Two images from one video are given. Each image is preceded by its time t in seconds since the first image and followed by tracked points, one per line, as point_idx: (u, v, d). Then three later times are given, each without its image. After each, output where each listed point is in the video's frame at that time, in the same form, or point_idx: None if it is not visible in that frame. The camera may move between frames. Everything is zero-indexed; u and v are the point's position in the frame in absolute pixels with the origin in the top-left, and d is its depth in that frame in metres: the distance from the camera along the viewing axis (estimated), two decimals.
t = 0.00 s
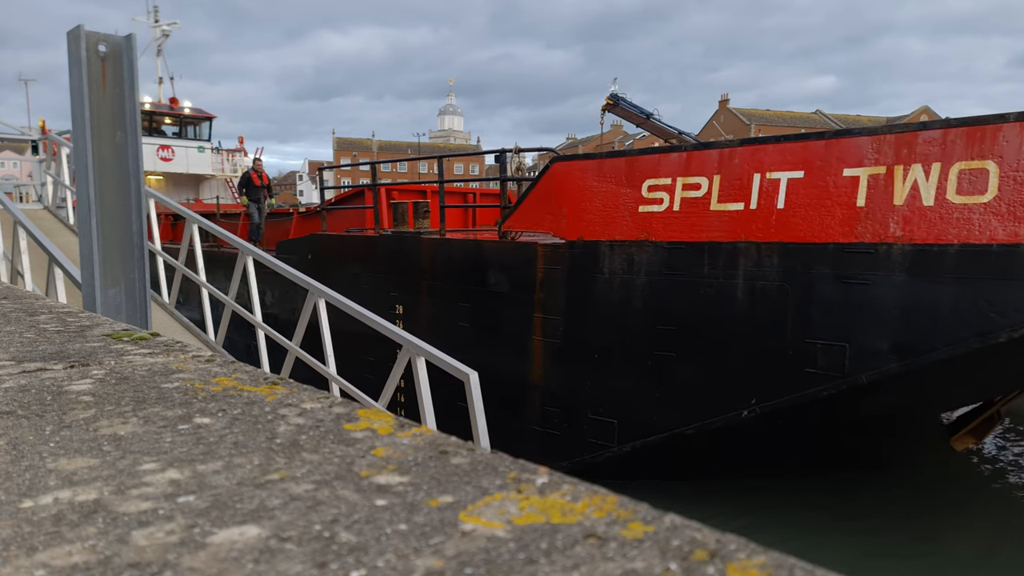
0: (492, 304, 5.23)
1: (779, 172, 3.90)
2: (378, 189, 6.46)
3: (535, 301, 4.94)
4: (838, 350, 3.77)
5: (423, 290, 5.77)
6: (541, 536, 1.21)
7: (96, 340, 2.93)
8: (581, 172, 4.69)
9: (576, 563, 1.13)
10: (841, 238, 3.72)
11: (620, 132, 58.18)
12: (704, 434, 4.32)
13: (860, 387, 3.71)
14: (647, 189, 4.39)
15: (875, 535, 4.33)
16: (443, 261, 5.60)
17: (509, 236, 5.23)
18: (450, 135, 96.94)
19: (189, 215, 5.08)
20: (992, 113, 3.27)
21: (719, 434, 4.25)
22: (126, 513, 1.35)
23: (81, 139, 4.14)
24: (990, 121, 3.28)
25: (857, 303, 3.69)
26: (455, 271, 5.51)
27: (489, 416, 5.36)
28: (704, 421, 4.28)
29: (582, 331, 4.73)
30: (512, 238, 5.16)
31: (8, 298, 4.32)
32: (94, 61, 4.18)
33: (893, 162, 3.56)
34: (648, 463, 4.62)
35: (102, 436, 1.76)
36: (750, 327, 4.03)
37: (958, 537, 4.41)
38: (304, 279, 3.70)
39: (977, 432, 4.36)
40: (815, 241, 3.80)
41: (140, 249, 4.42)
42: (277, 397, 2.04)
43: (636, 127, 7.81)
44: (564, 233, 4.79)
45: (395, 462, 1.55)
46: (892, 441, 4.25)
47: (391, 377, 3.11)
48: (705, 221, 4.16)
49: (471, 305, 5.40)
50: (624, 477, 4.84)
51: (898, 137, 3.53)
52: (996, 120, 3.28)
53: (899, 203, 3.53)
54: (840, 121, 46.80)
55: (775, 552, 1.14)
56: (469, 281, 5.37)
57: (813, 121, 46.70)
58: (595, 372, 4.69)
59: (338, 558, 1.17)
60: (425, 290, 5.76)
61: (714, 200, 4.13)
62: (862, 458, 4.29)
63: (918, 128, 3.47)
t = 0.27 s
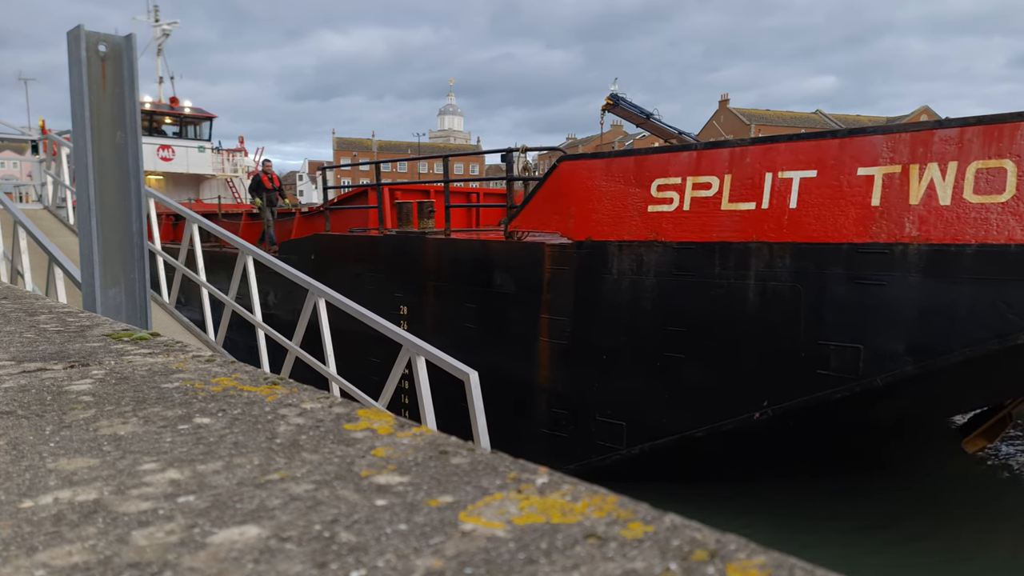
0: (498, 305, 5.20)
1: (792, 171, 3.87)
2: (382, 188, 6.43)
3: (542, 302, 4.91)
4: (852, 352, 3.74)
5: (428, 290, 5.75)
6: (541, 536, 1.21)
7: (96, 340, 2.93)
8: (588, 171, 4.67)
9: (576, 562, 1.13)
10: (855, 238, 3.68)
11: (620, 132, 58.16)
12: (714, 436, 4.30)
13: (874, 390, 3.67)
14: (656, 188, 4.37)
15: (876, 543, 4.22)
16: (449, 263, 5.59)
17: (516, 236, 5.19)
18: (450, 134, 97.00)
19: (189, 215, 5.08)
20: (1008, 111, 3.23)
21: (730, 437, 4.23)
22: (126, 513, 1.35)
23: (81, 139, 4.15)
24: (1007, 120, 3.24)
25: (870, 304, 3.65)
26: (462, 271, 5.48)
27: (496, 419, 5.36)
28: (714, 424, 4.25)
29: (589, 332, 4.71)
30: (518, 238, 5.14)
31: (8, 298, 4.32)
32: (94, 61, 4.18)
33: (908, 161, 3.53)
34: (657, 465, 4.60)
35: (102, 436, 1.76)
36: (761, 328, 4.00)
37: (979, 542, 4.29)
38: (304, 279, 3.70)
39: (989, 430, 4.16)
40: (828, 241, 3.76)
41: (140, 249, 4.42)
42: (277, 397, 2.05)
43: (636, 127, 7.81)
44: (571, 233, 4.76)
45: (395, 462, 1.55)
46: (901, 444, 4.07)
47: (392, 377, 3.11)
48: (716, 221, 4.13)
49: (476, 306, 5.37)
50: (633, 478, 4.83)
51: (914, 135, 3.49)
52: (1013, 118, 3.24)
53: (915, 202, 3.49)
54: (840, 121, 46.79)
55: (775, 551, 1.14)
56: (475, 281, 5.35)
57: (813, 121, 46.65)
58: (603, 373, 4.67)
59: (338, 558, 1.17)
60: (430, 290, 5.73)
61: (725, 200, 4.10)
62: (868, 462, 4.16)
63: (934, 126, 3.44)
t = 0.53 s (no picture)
0: (505, 305, 5.18)
1: (805, 170, 3.86)
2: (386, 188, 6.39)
3: (550, 303, 4.90)
4: (866, 353, 3.72)
5: (433, 291, 5.70)
6: (541, 536, 1.21)
7: (96, 340, 2.93)
8: (597, 170, 4.65)
9: (575, 563, 1.13)
10: (870, 238, 3.67)
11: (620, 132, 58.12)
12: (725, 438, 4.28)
13: (890, 393, 3.65)
14: (666, 188, 4.36)
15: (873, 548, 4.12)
16: (453, 264, 5.56)
17: (523, 235, 5.21)
18: (450, 134, 96.98)
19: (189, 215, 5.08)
20: None
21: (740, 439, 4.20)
22: (126, 513, 1.35)
23: (81, 139, 4.15)
24: None
25: (884, 305, 3.64)
26: (467, 272, 5.45)
27: (504, 421, 5.35)
28: (726, 426, 4.23)
29: (599, 333, 4.69)
30: (525, 238, 5.11)
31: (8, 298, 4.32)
32: (94, 61, 4.18)
33: (924, 160, 3.52)
34: (667, 468, 4.56)
35: (102, 436, 1.76)
36: (772, 330, 3.99)
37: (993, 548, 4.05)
38: (303, 279, 3.70)
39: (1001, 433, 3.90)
40: (842, 241, 3.75)
41: (140, 249, 4.42)
42: (277, 397, 2.05)
43: (635, 127, 7.81)
44: (579, 233, 4.75)
45: (396, 462, 1.55)
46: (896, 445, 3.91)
47: (392, 377, 3.11)
48: (727, 220, 4.12)
49: (483, 307, 5.35)
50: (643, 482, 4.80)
51: (930, 135, 3.49)
52: None
53: (931, 202, 3.49)
54: (841, 121, 46.77)
55: (775, 552, 1.14)
56: (482, 282, 5.32)
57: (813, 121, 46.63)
58: (613, 374, 4.65)
59: (338, 558, 1.17)
60: (434, 291, 5.70)
61: (736, 199, 4.09)
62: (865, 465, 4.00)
63: (951, 125, 3.43)
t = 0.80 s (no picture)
0: (511, 306, 5.10)
1: (818, 169, 3.81)
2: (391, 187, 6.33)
3: (557, 304, 4.81)
4: (881, 355, 3.67)
5: (438, 292, 5.65)
6: (541, 536, 1.21)
7: (96, 340, 2.92)
8: (606, 169, 4.61)
9: (576, 563, 1.13)
10: (885, 238, 3.62)
11: (620, 132, 58.09)
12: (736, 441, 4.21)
13: (906, 394, 3.59)
14: (676, 187, 4.31)
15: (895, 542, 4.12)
16: (459, 263, 5.49)
17: (529, 235, 5.11)
18: (449, 134, 96.92)
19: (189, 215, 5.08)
20: None
21: (752, 442, 4.14)
22: (126, 513, 1.35)
23: (81, 139, 4.14)
24: None
25: (900, 306, 3.58)
26: (475, 276, 5.38)
27: (508, 424, 5.26)
28: (738, 429, 4.16)
29: (607, 335, 4.59)
30: (532, 238, 5.05)
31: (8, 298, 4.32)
32: (94, 61, 4.18)
33: (940, 158, 3.48)
34: (677, 471, 4.51)
35: (102, 436, 1.76)
36: (784, 331, 3.93)
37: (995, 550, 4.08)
38: (303, 279, 3.70)
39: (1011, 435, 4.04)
40: (857, 241, 3.70)
41: (140, 250, 4.42)
42: (277, 397, 2.04)
43: (635, 127, 7.81)
44: (588, 233, 4.68)
45: (395, 462, 1.55)
46: (907, 441, 3.99)
47: (392, 376, 3.11)
48: (739, 220, 4.06)
49: (488, 308, 5.28)
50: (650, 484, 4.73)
51: (946, 133, 3.45)
52: None
53: (948, 201, 3.44)
54: (841, 121, 46.76)
55: (775, 552, 1.14)
56: (489, 282, 5.25)
57: (813, 121, 46.63)
58: (621, 377, 4.56)
59: (338, 558, 1.17)
60: (439, 292, 5.65)
61: (748, 199, 4.04)
62: (871, 459, 4.06)
63: (968, 123, 3.39)
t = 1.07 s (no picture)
0: (518, 307, 5.07)
1: (831, 169, 3.78)
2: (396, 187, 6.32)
3: (565, 305, 4.79)
4: (896, 357, 3.63)
5: (443, 293, 5.60)
6: (542, 536, 1.21)
7: (95, 340, 2.92)
8: (615, 169, 4.57)
9: (576, 563, 1.13)
10: (900, 238, 3.59)
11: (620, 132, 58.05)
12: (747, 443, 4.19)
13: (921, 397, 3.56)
14: (686, 186, 4.28)
15: (912, 552, 4.07)
16: (464, 262, 5.43)
17: (536, 235, 5.10)
18: (450, 134, 96.89)
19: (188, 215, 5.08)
20: None
21: (764, 444, 4.13)
22: (126, 513, 1.35)
23: (81, 139, 4.14)
24: None
25: (914, 307, 3.55)
26: (479, 274, 5.32)
27: (515, 426, 5.24)
28: (749, 431, 4.15)
29: (616, 335, 4.57)
30: (539, 238, 5.02)
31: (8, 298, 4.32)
32: (94, 60, 4.18)
33: (956, 157, 3.44)
34: (686, 472, 4.49)
35: (102, 436, 1.76)
36: (796, 332, 3.92)
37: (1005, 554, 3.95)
38: (303, 279, 3.69)
39: None
40: (872, 241, 3.66)
41: (140, 249, 4.42)
42: (277, 397, 2.05)
43: (635, 127, 7.81)
44: (596, 233, 4.66)
45: (396, 462, 1.55)
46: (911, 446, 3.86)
47: (392, 376, 3.11)
48: (751, 220, 4.04)
49: (494, 308, 5.24)
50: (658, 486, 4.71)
51: (962, 132, 3.41)
52: None
53: (965, 200, 3.40)
54: (841, 121, 46.75)
55: (775, 552, 1.14)
56: (496, 283, 5.21)
57: (813, 121, 46.62)
58: (630, 378, 4.54)
59: (338, 558, 1.17)
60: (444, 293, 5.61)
61: (760, 198, 4.02)
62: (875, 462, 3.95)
63: (984, 121, 3.35)
